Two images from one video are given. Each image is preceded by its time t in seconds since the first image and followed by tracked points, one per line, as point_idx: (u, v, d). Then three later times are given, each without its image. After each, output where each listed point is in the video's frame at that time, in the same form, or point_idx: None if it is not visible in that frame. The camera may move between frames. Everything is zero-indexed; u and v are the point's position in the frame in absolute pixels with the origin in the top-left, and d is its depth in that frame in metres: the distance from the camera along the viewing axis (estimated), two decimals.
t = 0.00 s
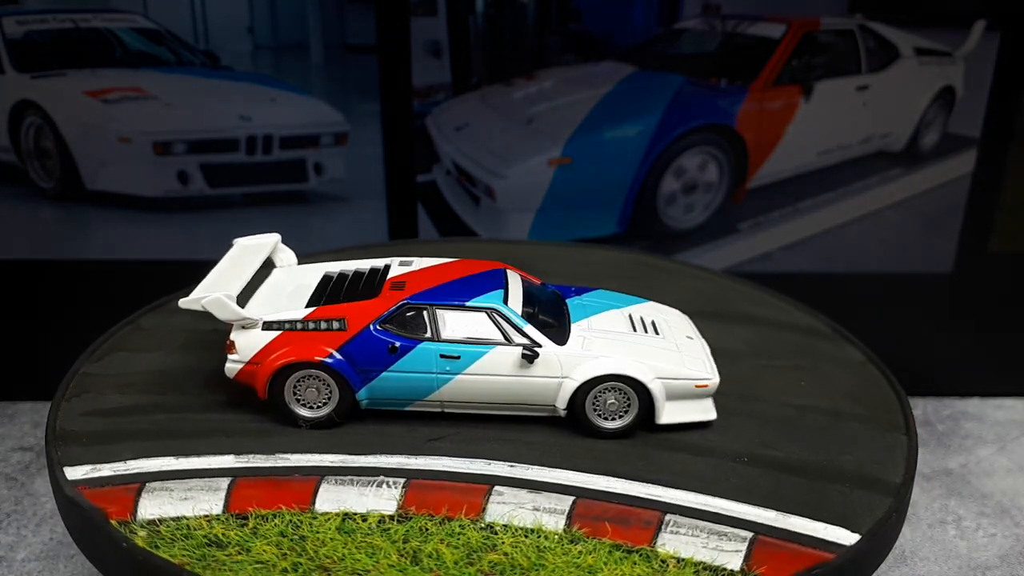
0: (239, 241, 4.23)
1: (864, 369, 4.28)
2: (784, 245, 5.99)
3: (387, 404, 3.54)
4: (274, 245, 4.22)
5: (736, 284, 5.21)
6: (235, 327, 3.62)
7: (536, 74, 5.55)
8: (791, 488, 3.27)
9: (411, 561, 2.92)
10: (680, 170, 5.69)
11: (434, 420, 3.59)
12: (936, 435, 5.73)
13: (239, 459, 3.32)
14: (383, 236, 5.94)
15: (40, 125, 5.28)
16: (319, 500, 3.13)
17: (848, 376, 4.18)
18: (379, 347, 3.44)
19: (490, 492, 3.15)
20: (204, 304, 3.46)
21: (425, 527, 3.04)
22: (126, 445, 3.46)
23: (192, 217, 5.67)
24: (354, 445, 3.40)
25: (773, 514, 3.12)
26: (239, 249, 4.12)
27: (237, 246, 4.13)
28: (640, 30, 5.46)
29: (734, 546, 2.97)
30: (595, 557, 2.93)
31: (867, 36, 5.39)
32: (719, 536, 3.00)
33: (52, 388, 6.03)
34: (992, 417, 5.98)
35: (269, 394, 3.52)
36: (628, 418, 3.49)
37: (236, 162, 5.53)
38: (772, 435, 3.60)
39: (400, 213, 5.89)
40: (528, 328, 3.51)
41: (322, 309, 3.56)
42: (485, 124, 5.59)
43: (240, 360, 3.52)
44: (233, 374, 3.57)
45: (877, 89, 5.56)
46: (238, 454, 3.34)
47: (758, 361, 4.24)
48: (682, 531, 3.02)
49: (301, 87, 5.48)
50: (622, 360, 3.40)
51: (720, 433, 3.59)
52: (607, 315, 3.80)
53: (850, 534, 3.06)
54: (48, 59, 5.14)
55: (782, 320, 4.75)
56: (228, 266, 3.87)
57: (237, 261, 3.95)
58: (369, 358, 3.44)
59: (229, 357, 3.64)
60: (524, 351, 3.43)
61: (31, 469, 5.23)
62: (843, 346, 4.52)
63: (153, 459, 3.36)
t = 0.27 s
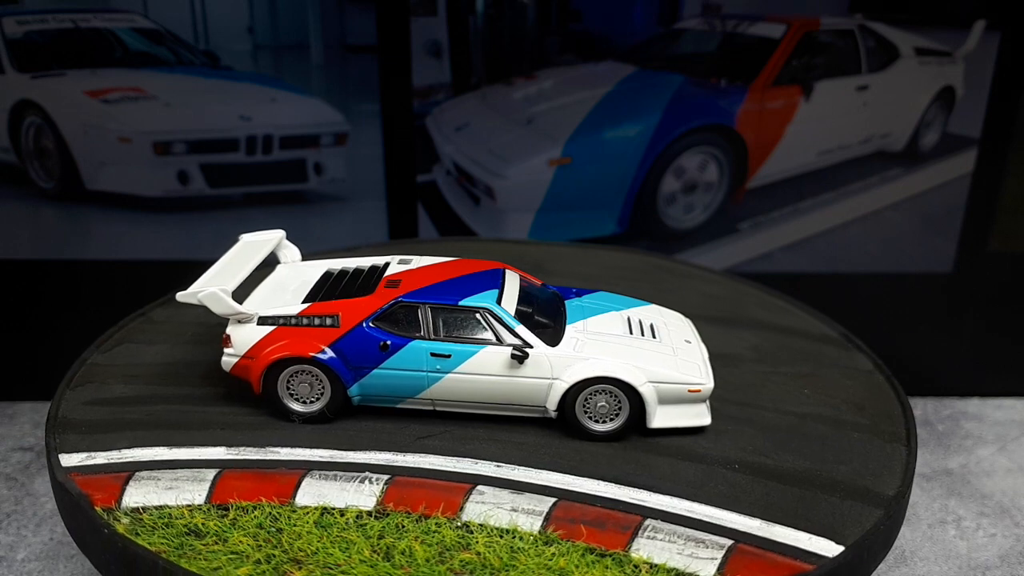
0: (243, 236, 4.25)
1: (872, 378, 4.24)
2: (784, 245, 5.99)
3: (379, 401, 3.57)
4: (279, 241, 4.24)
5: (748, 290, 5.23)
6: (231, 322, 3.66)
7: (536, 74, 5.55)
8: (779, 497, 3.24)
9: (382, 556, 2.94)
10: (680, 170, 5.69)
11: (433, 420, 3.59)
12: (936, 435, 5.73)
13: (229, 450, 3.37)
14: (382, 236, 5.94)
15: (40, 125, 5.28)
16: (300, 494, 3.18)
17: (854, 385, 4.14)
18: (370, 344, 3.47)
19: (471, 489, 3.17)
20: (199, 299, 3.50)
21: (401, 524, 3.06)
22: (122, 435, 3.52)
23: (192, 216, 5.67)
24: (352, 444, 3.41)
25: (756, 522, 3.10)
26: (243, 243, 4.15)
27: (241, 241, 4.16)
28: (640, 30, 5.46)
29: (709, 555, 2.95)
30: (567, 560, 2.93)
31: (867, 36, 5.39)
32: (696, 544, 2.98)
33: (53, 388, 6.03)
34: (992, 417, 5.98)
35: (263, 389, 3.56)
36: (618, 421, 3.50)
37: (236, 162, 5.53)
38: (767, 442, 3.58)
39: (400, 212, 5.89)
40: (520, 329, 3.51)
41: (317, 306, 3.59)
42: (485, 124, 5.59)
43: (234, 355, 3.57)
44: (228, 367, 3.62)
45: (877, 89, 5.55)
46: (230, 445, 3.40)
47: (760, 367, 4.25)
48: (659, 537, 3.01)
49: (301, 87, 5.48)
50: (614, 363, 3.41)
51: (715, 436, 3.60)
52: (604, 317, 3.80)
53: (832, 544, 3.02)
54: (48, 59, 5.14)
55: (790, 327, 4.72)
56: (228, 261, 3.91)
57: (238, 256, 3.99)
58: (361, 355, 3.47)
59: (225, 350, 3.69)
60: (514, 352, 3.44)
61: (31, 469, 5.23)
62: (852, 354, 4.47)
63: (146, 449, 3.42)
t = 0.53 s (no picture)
0: (252, 233, 4.33)
1: (880, 390, 4.12)
2: (784, 245, 5.99)
3: (372, 398, 3.59)
4: (285, 237, 4.27)
5: (759, 293, 5.16)
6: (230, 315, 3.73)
7: (536, 74, 5.55)
8: (765, 507, 3.18)
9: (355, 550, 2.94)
10: (680, 170, 5.69)
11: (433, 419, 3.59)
12: (936, 435, 5.73)
13: (222, 441, 3.42)
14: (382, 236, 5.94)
15: (40, 125, 5.28)
16: (281, 488, 3.19)
17: (859, 397, 4.03)
18: (363, 340, 3.50)
19: (451, 488, 3.17)
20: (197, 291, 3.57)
21: (378, 520, 3.06)
22: (120, 423, 3.57)
23: (192, 216, 5.66)
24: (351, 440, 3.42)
25: (737, 531, 3.03)
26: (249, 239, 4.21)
27: (247, 238, 4.22)
28: (640, 30, 5.46)
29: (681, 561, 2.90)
30: (538, 562, 2.90)
31: (867, 36, 5.39)
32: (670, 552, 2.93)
33: (53, 388, 6.03)
34: (992, 417, 5.98)
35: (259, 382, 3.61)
36: (610, 425, 3.46)
37: (236, 162, 5.53)
38: (760, 451, 3.52)
39: (400, 212, 5.89)
40: (512, 329, 3.51)
41: (313, 301, 3.63)
42: (485, 124, 5.59)
43: (231, 348, 3.62)
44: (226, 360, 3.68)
45: (877, 89, 5.55)
46: (223, 437, 3.45)
47: (763, 370, 4.22)
48: (634, 543, 2.97)
49: (301, 87, 5.47)
50: (604, 365, 3.39)
51: (714, 437, 3.58)
52: (601, 320, 3.78)
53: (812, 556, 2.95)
54: (48, 59, 5.14)
55: (798, 335, 4.62)
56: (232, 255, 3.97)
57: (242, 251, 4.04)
58: (353, 351, 3.50)
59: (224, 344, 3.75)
60: (504, 352, 3.44)
61: (31, 469, 5.23)
62: (862, 365, 4.35)
63: (143, 436, 3.48)
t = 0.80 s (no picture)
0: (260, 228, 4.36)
1: (888, 401, 3.96)
2: (784, 245, 5.99)
3: (364, 394, 3.59)
4: (292, 233, 4.27)
5: (768, 299, 5.03)
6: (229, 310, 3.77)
7: (536, 74, 5.54)
8: (749, 515, 3.09)
9: (330, 545, 2.91)
10: (680, 170, 5.69)
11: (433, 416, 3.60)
12: (935, 435, 5.73)
13: (218, 433, 3.46)
14: (382, 236, 5.94)
15: (40, 125, 5.28)
16: (264, 481, 3.18)
17: (864, 407, 3.88)
18: (356, 337, 3.50)
19: (432, 486, 3.14)
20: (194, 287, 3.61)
21: (355, 515, 3.02)
22: (118, 412, 3.63)
23: (192, 216, 5.66)
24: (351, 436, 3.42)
25: (716, 539, 2.96)
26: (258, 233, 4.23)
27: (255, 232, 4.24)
28: (640, 30, 5.46)
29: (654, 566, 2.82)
30: (508, 563, 2.83)
31: (867, 36, 5.38)
32: (644, 558, 2.85)
33: (53, 388, 6.03)
34: (992, 417, 5.98)
35: (256, 376, 3.65)
36: (598, 427, 3.42)
37: (236, 162, 5.53)
38: (751, 459, 3.42)
39: (400, 212, 5.90)
40: (503, 329, 3.48)
41: (310, 297, 3.65)
42: (485, 124, 5.59)
43: (228, 342, 3.66)
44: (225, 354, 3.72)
45: (877, 89, 5.55)
46: (219, 429, 3.48)
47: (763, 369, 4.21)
48: (608, 547, 2.90)
49: (301, 87, 5.47)
50: (593, 367, 3.34)
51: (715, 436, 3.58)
52: (597, 322, 3.73)
53: (790, 565, 2.86)
54: (48, 59, 5.14)
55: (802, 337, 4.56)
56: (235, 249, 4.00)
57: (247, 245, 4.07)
58: (346, 347, 3.50)
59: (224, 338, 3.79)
60: (493, 352, 3.41)
61: (31, 469, 5.23)
62: (868, 373, 4.21)
63: (140, 426, 3.52)
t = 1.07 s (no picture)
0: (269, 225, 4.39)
1: (890, 413, 3.85)
2: (784, 245, 5.99)
3: (358, 390, 3.59)
4: (299, 230, 4.29)
5: (782, 306, 4.95)
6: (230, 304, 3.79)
7: (536, 74, 5.54)
8: (732, 524, 3.02)
9: (305, 538, 2.90)
10: (680, 170, 5.68)
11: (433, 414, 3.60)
12: (935, 435, 5.73)
13: (213, 424, 3.47)
14: (382, 236, 5.94)
15: (40, 125, 5.28)
16: (249, 473, 3.18)
17: (865, 419, 3.79)
18: (350, 334, 3.50)
19: (413, 483, 3.12)
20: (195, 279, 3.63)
21: (334, 510, 3.01)
22: (122, 401, 3.67)
23: (191, 216, 5.66)
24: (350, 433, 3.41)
25: (690, 545, 2.90)
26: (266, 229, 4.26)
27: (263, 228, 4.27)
28: (640, 30, 5.46)
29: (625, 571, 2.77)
30: (478, 563, 2.80)
31: (867, 36, 5.38)
32: (614, 564, 2.80)
33: (53, 388, 6.03)
34: (992, 417, 5.98)
35: (253, 369, 3.66)
36: (587, 431, 3.37)
37: (236, 162, 5.53)
38: (751, 457, 3.40)
39: (401, 212, 5.90)
40: (495, 329, 3.45)
41: (308, 293, 3.67)
42: (485, 124, 5.58)
43: (228, 335, 3.67)
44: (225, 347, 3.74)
45: (877, 89, 5.55)
46: (214, 420, 3.50)
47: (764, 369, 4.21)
48: (579, 551, 2.85)
49: (301, 87, 5.47)
50: (583, 370, 3.29)
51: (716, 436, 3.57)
52: (594, 324, 3.68)
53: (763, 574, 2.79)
54: (48, 59, 5.14)
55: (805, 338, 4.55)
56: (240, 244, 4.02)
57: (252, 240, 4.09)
58: (340, 343, 3.50)
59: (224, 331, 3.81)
60: (484, 352, 3.38)
61: (31, 469, 5.23)
62: (874, 383, 4.11)
63: (139, 415, 3.56)
